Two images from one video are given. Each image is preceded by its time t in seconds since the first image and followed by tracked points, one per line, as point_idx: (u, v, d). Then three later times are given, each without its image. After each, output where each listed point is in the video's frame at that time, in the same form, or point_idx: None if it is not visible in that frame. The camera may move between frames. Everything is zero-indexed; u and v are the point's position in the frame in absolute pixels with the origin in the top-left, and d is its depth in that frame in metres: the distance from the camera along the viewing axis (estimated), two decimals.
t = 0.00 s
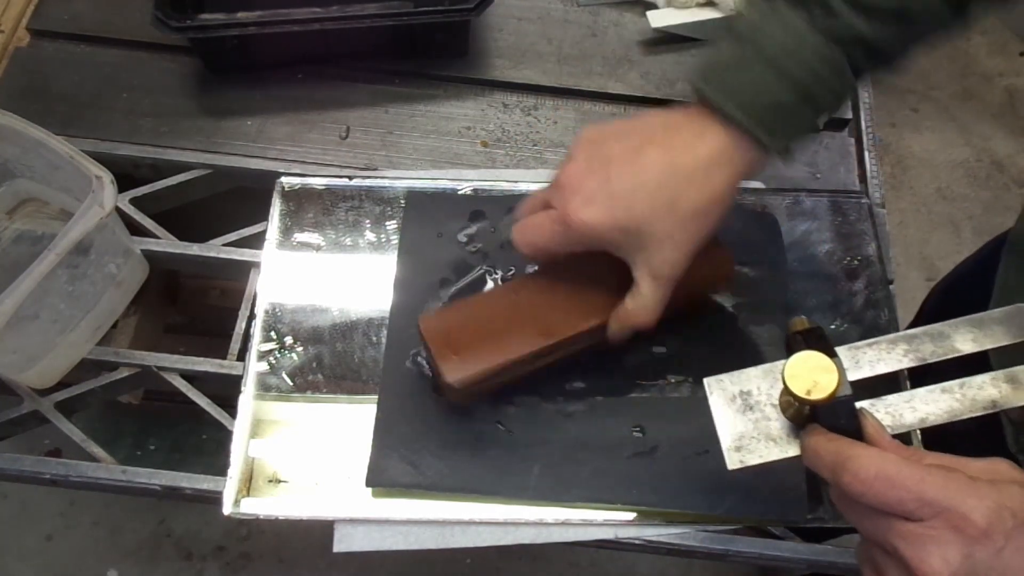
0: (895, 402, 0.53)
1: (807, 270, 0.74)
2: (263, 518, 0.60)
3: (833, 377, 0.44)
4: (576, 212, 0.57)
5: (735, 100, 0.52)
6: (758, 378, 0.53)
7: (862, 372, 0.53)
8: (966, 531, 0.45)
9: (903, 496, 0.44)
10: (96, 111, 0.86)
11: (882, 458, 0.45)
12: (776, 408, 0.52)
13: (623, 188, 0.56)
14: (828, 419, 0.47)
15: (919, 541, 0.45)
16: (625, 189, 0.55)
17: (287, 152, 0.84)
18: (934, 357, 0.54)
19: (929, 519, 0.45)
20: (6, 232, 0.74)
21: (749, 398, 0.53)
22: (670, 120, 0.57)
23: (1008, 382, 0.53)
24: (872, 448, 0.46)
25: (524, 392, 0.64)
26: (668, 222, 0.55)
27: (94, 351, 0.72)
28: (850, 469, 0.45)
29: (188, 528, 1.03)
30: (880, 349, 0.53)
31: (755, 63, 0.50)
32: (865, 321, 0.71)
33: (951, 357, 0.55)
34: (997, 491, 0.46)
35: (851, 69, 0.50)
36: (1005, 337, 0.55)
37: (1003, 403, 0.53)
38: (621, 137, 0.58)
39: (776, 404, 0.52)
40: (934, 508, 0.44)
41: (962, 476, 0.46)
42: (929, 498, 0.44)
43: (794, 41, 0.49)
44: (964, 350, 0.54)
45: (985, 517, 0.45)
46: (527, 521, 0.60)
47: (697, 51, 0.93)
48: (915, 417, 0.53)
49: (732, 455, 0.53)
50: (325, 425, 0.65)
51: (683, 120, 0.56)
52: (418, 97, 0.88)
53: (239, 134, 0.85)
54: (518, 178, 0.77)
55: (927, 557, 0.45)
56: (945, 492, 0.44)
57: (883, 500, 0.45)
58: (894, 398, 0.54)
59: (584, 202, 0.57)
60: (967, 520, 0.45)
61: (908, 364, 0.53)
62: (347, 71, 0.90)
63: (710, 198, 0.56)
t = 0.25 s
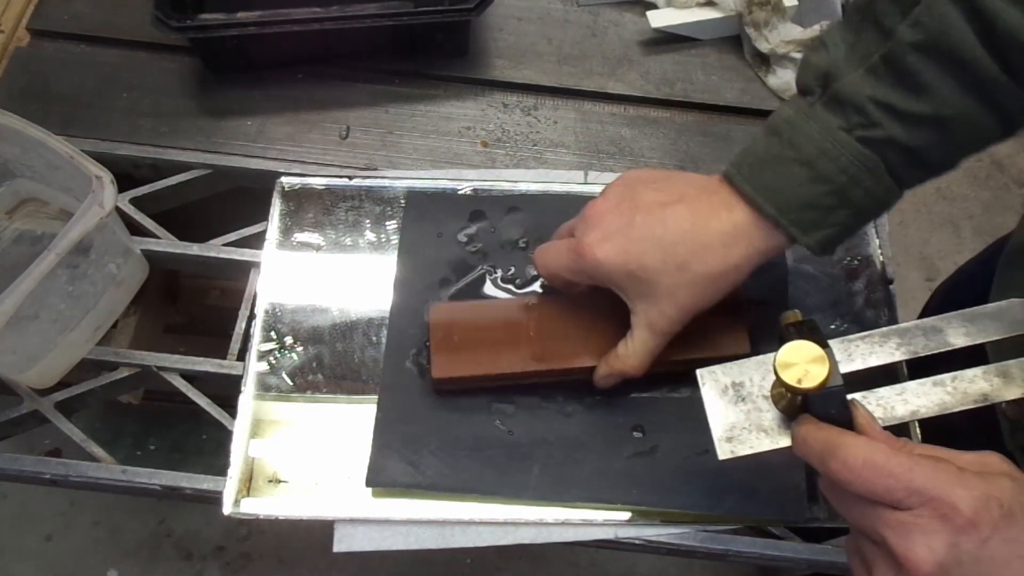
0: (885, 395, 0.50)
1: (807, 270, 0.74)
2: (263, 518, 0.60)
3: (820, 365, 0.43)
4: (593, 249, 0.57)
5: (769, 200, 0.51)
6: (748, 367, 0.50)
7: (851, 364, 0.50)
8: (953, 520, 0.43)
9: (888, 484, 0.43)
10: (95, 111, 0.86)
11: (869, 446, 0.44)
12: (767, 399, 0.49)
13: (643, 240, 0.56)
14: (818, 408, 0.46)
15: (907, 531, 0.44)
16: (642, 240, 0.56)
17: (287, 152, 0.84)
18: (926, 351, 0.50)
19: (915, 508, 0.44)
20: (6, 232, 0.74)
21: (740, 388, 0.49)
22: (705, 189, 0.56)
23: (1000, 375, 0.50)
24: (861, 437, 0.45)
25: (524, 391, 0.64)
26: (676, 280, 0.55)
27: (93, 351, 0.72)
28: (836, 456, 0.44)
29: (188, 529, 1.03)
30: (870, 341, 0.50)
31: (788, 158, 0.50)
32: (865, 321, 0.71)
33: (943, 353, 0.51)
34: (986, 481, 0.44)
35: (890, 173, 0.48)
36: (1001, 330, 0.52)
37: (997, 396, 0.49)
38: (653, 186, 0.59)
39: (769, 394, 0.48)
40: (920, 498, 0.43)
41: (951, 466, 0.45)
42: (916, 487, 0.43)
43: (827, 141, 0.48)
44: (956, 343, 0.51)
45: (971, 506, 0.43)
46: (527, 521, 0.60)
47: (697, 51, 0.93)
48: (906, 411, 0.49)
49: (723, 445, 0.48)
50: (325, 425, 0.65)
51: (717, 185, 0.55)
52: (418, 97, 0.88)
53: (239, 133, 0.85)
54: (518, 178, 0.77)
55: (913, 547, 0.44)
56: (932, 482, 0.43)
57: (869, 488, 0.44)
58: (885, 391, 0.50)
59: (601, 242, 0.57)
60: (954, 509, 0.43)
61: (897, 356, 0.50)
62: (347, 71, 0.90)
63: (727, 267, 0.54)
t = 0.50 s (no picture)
0: (884, 395, 0.50)
1: (807, 270, 0.74)
2: (263, 518, 0.60)
3: (819, 365, 0.44)
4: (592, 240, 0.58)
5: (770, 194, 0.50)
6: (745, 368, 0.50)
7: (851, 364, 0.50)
8: (952, 521, 0.43)
9: (888, 486, 0.43)
10: (96, 111, 0.86)
11: (869, 447, 0.44)
12: (766, 400, 0.49)
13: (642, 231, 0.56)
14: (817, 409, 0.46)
15: (905, 532, 0.44)
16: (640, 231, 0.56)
17: (287, 152, 0.84)
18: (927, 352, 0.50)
19: (913, 510, 0.44)
20: (5, 232, 0.74)
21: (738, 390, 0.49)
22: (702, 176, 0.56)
23: (999, 376, 0.50)
24: (859, 438, 0.45)
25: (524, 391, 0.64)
26: (673, 272, 0.55)
27: (93, 351, 0.72)
28: (834, 457, 0.44)
29: (188, 529, 1.03)
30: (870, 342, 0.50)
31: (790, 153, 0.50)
32: (865, 321, 0.71)
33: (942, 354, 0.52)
34: (984, 482, 0.44)
35: (890, 171, 0.48)
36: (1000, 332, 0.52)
37: (995, 397, 0.49)
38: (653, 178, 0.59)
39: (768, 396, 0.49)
40: (919, 500, 0.43)
41: (949, 467, 0.45)
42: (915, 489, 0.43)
43: (827, 135, 0.48)
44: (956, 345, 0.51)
45: (970, 508, 0.43)
46: (527, 521, 0.60)
47: (697, 51, 0.93)
48: (905, 412, 0.49)
49: (722, 446, 0.48)
50: (324, 425, 0.65)
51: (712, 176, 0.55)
52: (418, 97, 0.88)
53: (238, 134, 0.85)
54: (518, 178, 0.78)
55: (911, 548, 0.44)
56: (930, 483, 0.43)
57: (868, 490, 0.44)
58: (884, 392, 0.50)
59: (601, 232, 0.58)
60: (953, 511, 0.43)
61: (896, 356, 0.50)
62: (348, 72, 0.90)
63: (724, 260, 0.55)
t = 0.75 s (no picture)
0: (882, 391, 0.50)
1: (807, 270, 0.74)
2: (264, 518, 0.60)
3: (821, 360, 0.43)
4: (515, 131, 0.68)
5: None
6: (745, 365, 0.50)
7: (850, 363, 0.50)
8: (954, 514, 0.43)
9: (892, 480, 0.43)
10: (96, 111, 0.86)
11: (873, 440, 0.43)
12: (766, 396, 0.49)
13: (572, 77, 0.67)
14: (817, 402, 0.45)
15: (906, 526, 0.44)
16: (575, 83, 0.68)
17: (287, 152, 0.84)
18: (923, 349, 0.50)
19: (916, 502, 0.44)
20: (5, 232, 0.74)
21: (738, 386, 0.49)
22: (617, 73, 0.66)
23: (994, 373, 0.50)
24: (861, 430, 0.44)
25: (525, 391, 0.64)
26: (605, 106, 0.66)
27: (93, 352, 0.72)
28: (837, 449, 0.43)
29: (188, 529, 1.03)
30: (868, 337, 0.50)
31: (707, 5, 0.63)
32: (865, 321, 0.71)
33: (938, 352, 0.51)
34: (987, 476, 0.44)
35: None
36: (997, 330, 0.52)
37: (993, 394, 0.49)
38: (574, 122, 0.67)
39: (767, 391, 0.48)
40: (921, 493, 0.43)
41: (950, 460, 0.45)
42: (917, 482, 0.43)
43: None
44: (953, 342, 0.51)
45: (972, 501, 0.43)
46: (527, 521, 0.60)
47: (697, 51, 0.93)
48: (904, 408, 0.49)
49: (722, 441, 0.49)
50: (325, 425, 0.65)
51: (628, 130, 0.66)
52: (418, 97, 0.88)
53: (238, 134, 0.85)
54: (517, 179, 0.78)
55: (914, 541, 0.44)
56: (933, 477, 0.43)
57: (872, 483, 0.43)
58: (883, 388, 0.50)
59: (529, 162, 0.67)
60: (954, 503, 0.43)
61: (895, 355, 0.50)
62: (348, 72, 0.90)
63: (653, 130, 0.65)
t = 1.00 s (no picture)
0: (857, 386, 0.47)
1: (807, 270, 0.74)
2: (264, 518, 0.60)
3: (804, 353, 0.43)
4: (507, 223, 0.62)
5: None
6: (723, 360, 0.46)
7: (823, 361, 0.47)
8: (945, 506, 0.44)
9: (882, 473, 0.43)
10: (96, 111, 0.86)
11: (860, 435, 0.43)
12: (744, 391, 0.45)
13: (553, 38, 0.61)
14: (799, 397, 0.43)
15: (901, 521, 0.44)
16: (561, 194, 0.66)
17: (286, 152, 0.84)
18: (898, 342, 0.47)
19: (907, 496, 0.44)
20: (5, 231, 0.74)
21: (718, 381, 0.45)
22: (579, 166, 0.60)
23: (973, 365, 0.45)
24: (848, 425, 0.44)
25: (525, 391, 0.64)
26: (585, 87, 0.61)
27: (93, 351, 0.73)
28: (825, 446, 0.42)
29: (188, 529, 1.03)
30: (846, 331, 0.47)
31: None
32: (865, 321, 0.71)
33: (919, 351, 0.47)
34: (977, 467, 0.45)
35: None
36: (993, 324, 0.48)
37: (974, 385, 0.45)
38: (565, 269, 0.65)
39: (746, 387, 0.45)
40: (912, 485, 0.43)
41: (939, 452, 0.45)
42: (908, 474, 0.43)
43: None
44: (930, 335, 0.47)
45: (963, 492, 0.44)
46: (527, 521, 0.60)
47: (697, 51, 0.93)
48: (881, 403, 0.45)
49: (701, 443, 0.44)
50: (325, 425, 0.65)
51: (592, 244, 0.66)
52: (418, 97, 0.88)
53: (238, 134, 0.85)
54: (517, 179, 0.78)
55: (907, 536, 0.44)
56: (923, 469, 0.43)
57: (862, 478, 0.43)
58: (860, 382, 0.47)
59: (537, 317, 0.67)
60: (946, 494, 0.44)
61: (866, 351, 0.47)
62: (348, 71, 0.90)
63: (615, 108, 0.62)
